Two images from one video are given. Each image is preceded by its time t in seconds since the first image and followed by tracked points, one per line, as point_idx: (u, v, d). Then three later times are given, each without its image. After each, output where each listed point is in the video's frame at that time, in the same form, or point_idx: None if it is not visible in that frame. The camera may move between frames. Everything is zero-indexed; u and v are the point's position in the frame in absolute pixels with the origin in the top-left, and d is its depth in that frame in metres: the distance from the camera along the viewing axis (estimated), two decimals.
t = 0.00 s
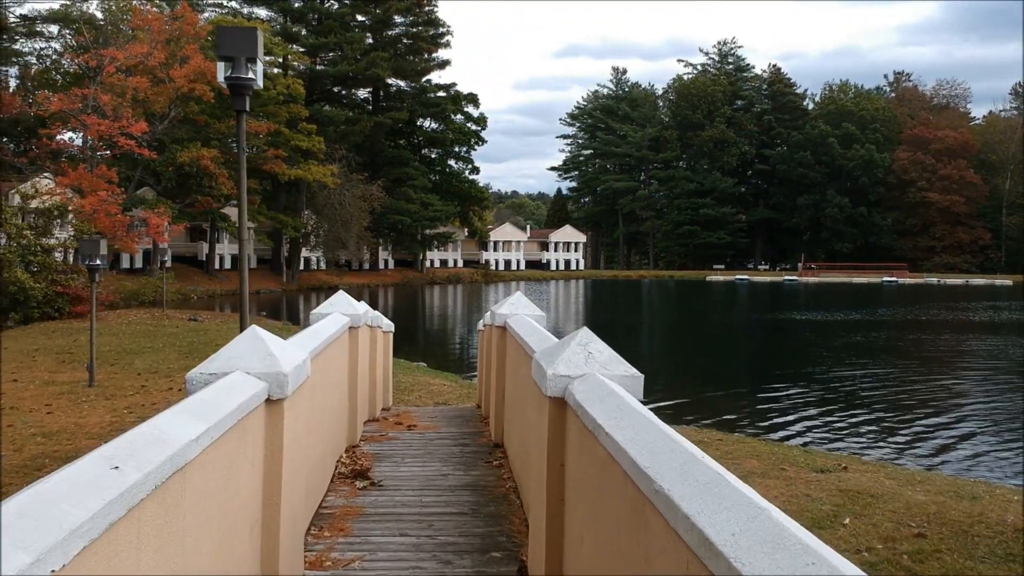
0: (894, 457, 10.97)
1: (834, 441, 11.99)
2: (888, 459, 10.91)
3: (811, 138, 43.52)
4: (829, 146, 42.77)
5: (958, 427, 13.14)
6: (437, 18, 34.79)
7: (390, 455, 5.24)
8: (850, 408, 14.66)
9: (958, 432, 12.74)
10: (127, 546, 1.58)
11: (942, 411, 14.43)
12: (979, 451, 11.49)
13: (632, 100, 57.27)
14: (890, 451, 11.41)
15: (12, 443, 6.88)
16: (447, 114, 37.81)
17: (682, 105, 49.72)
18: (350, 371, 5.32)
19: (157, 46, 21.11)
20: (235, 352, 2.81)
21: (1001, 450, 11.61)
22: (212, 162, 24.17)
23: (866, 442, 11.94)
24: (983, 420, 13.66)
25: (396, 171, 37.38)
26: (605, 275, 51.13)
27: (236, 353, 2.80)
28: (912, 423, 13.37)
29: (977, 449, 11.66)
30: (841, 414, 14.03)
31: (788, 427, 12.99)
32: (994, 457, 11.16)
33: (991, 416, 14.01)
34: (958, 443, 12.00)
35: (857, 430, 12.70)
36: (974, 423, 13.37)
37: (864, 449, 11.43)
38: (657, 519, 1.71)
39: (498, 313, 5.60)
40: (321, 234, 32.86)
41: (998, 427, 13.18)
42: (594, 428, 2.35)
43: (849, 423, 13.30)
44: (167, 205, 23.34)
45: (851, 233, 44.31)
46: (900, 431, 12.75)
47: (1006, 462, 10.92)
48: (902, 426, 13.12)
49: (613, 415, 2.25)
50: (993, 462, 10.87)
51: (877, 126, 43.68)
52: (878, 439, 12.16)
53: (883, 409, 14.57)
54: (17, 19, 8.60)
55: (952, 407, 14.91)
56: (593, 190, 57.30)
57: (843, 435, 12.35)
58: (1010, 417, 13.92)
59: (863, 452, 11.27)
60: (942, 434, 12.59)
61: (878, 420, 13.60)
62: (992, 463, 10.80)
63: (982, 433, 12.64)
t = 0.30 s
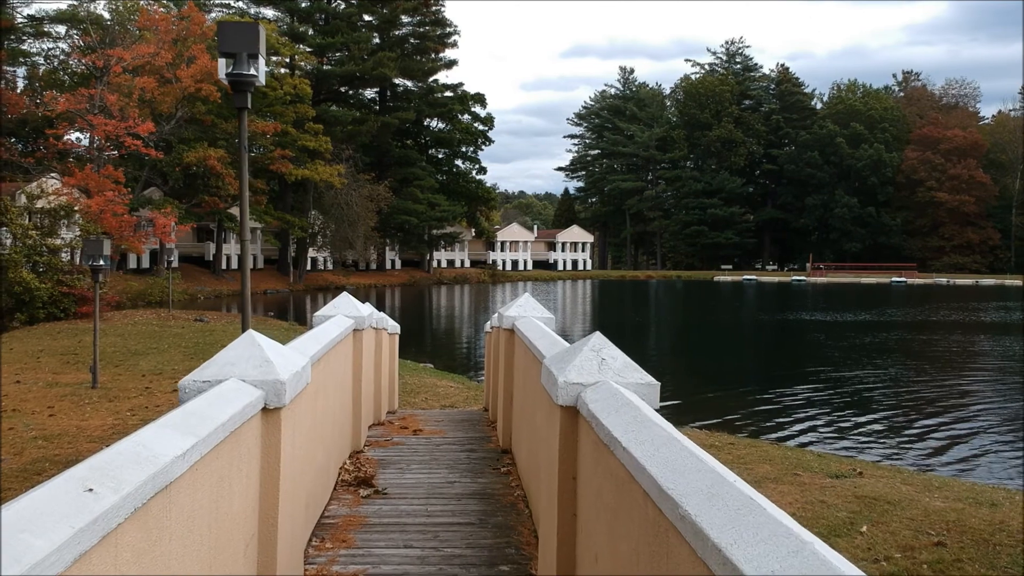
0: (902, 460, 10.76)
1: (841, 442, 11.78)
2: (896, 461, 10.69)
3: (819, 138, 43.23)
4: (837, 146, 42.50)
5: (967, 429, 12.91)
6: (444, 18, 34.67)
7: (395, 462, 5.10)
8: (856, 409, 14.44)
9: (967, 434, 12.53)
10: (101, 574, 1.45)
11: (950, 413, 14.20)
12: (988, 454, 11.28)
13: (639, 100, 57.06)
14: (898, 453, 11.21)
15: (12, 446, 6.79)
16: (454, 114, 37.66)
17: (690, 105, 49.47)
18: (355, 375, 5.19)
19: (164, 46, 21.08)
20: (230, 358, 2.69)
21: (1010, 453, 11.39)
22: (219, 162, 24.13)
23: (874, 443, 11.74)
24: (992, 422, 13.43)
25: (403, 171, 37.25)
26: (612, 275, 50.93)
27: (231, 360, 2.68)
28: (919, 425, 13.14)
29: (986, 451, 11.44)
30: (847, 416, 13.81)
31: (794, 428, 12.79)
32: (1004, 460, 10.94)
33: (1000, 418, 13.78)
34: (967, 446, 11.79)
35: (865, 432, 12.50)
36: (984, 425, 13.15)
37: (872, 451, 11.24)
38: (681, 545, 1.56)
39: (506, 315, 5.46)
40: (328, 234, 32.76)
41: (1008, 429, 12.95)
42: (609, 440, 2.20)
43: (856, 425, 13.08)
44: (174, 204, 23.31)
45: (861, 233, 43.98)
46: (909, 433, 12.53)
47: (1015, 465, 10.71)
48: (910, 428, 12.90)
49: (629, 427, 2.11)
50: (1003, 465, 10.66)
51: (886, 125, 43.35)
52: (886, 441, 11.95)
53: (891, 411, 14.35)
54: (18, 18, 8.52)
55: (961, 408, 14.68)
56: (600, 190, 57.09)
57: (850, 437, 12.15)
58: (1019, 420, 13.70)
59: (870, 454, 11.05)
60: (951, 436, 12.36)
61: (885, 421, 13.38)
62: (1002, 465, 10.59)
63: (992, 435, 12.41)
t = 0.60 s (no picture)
0: (909, 462, 10.56)
1: (847, 444, 11.57)
2: (903, 464, 10.49)
3: (826, 138, 43.00)
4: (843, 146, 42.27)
5: (974, 430, 12.72)
6: (449, 18, 34.51)
7: (400, 466, 4.96)
8: (862, 410, 14.24)
9: (974, 435, 12.32)
10: None
11: (957, 414, 14.00)
12: (995, 456, 11.11)
13: (645, 100, 56.87)
14: (903, 454, 11.03)
15: (10, 448, 6.68)
16: (459, 114, 37.52)
17: (695, 104, 49.27)
18: (358, 376, 5.06)
19: (169, 46, 21.00)
20: (224, 362, 2.56)
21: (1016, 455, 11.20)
22: (224, 162, 24.05)
23: (879, 445, 11.58)
24: (999, 423, 13.25)
25: (409, 171, 37.15)
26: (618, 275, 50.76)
27: (227, 363, 2.56)
28: (926, 427, 12.94)
29: (992, 453, 11.26)
30: (853, 417, 13.62)
31: (800, 430, 12.58)
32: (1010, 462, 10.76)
33: (1008, 419, 13.57)
34: (975, 448, 11.60)
35: (869, 433, 12.32)
36: (991, 427, 12.96)
37: (877, 452, 11.07)
38: (710, 568, 1.42)
39: (513, 316, 5.32)
40: (333, 234, 32.67)
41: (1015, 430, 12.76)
42: (625, 448, 2.06)
43: (864, 427, 12.87)
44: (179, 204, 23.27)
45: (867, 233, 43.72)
46: (915, 434, 12.33)
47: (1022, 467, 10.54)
48: (916, 429, 12.69)
49: (646, 435, 1.97)
50: (1009, 468, 10.48)
51: (893, 124, 43.08)
52: (892, 442, 11.78)
53: (897, 412, 14.15)
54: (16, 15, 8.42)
55: (968, 409, 14.47)
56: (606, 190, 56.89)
57: (856, 438, 11.95)
58: None
59: (877, 456, 10.85)
60: (958, 438, 12.16)
61: (890, 422, 13.21)
62: (1009, 468, 10.41)
63: (998, 437, 12.21)
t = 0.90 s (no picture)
0: (914, 463, 10.41)
1: (852, 445, 11.43)
2: (908, 464, 10.34)
3: (831, 138, 42.81)
4: (849, 146, 42.08)
5: (980, 430, 12.56)
6: (454, 17, 34.40)
7: (404, 470, 4.82)
8: (867, 410, 14.08)
9: (980, 436, 12.17)
10: None
11: (964, 414, 13.84)
12: (1002, 457, 10.95)
13: (650, 99, 56.69)
14: (909, 455, 10.88)
15: (8, 451, 6.54)
16: (463, 113, 37.39)
17: (700, 104, 49.07)
18: (361, 377, 4.93)
19: (173, 45, 20.84)
20: (219, 363, 2.42)
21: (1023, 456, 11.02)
22: (228, 161, 23.95)
23: (884, 445, 11.43)
24: (1005, 424, 13.09)
25: (413, 171, 37.06)
26: (623, 275, 50.54)
27: (222, 364, 2.42)
28: (932, 427, 12.79)
29: (1000, 454, 11.09)
30: (857, 417, 13.48)
31: (804, 431, 12.43)
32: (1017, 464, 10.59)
33: (1014, 420, 13.40)
34: (982, 448, 11.45)
35: (874, 434, 12.18)
36: (997, 427, 12.80)
37: (881, 453, 10.92)
38: None
39: (520, 315, 5.18)
40: (338, 234, 32.58)
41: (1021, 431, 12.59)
42: (645, 456, 1.92)
43: (869, 427, 12.72)
44: (183, 204, 23.16)
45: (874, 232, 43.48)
46: (922, 434, 12.18)
47: None
48: (921, 429, 12.54)
49: (668, 443, 1.83)
50: (1016, 469, 10.32)
51: (899, 123, 42.85)
52: (897, 442, 11.64)
53: (902, 412, 14.00)
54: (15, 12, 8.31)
55: (974, 409, 14.32)
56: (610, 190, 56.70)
57: (861, 439, 11.80)
58: None
59: (881, 457, 10.71)
60: (965, 438, 12.01)
61: (895, 422, 13.05)
62: (1016, 469, 10.24)
63: (1005, 438, 12.06)
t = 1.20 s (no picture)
0: (922, 463, 10.22)
1: (858, 444, 11.26)
2: (917, 465, 10.14)
3: (838, 137, 42.59)
4: (856, 145, 41.84)
5: (990, 430, 12.36)
6: (460, 16, 34.26)
7: (409, 472, 4.68)
8: (875, 410, 13.88)
9: (989, 435, 11.99)
10: None
11: (973, 414, 13.64)
12: (1012, 457, 10.76)
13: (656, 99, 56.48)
14: (916, 455, 10.71)
15: (7, 451, 6.44)
16: (470, 113, 37.23)
17: (707, 103, 48.84)
18: (366, 376, 4.79)
19: (179, 44, 20.72)
20: (213, 360, 2.29)
21: None
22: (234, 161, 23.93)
23: (891, 445, 11.25)
24: (1015, 423, 12.88)
25: (420, 170, 36.95)
26: (630, 275, 50.33)
27: (215, 361, 2.29)
28: (940, 426, 12.61)
29: (1009, 454, 10.90)
30: (864, 416, 13.30)
31: (809, 430, 12.27)
32: None
33: None
34: (992, 448, 11.26)
35: (880, 433, 12.01)
36: (1006, 427, 12.61)
37: (888, 453, 10.75)
38: None
39: (529, 313, 5.03)
40: (344, 234, 32.48)
41: None
42: (668, 460, 1.77)
43: (875, 426, 12.56)
44: (189, 204, 23.08)
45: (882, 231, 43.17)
46: (930, 434, 11.98)
47: None
48: (929, 429, 12.36)
49: (695, 447, 1.68)
50: None
51: (907, 122, 42.55)
52: (904, 442, 11.46)
53: (911, 412, 13.81)
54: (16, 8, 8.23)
55: (984, 409, 14.10)
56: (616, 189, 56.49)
57: (868, 438, 11.63)
58: None
59: (889, 456, 10.52)
60: (975, 438, 11.80)
61: (902, 422, 12.87)
62: None
63: (1014, 437, 11.88)
